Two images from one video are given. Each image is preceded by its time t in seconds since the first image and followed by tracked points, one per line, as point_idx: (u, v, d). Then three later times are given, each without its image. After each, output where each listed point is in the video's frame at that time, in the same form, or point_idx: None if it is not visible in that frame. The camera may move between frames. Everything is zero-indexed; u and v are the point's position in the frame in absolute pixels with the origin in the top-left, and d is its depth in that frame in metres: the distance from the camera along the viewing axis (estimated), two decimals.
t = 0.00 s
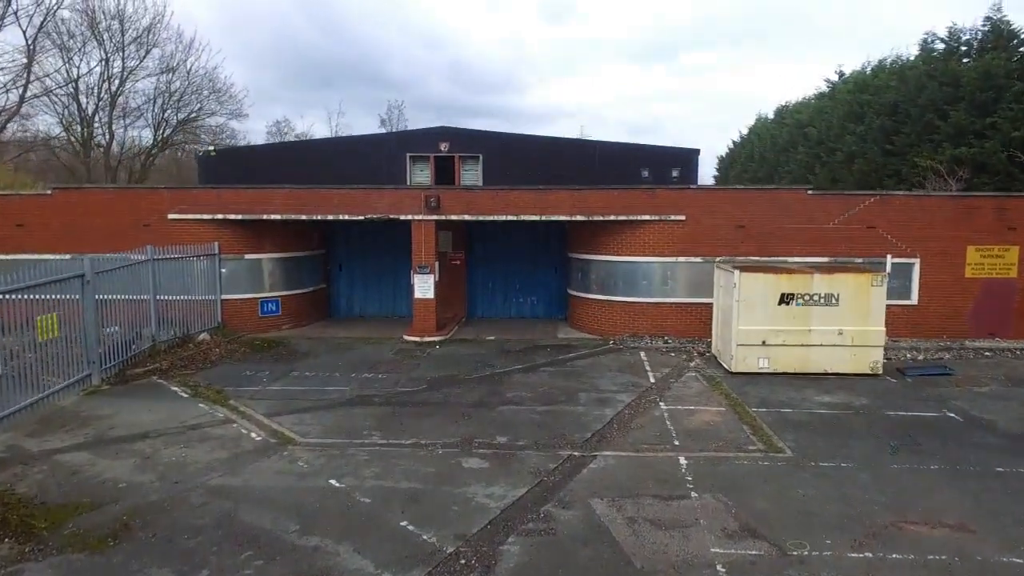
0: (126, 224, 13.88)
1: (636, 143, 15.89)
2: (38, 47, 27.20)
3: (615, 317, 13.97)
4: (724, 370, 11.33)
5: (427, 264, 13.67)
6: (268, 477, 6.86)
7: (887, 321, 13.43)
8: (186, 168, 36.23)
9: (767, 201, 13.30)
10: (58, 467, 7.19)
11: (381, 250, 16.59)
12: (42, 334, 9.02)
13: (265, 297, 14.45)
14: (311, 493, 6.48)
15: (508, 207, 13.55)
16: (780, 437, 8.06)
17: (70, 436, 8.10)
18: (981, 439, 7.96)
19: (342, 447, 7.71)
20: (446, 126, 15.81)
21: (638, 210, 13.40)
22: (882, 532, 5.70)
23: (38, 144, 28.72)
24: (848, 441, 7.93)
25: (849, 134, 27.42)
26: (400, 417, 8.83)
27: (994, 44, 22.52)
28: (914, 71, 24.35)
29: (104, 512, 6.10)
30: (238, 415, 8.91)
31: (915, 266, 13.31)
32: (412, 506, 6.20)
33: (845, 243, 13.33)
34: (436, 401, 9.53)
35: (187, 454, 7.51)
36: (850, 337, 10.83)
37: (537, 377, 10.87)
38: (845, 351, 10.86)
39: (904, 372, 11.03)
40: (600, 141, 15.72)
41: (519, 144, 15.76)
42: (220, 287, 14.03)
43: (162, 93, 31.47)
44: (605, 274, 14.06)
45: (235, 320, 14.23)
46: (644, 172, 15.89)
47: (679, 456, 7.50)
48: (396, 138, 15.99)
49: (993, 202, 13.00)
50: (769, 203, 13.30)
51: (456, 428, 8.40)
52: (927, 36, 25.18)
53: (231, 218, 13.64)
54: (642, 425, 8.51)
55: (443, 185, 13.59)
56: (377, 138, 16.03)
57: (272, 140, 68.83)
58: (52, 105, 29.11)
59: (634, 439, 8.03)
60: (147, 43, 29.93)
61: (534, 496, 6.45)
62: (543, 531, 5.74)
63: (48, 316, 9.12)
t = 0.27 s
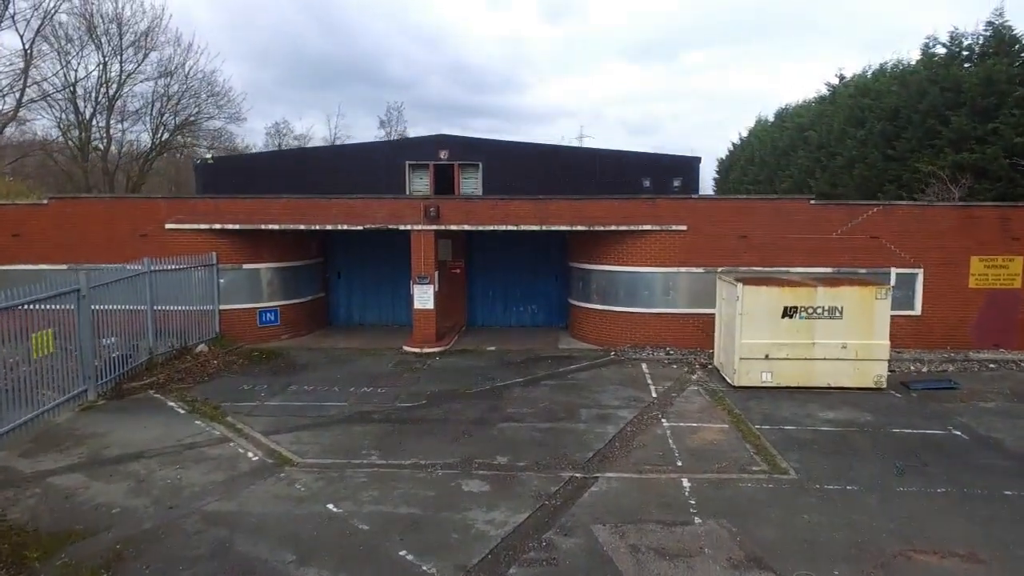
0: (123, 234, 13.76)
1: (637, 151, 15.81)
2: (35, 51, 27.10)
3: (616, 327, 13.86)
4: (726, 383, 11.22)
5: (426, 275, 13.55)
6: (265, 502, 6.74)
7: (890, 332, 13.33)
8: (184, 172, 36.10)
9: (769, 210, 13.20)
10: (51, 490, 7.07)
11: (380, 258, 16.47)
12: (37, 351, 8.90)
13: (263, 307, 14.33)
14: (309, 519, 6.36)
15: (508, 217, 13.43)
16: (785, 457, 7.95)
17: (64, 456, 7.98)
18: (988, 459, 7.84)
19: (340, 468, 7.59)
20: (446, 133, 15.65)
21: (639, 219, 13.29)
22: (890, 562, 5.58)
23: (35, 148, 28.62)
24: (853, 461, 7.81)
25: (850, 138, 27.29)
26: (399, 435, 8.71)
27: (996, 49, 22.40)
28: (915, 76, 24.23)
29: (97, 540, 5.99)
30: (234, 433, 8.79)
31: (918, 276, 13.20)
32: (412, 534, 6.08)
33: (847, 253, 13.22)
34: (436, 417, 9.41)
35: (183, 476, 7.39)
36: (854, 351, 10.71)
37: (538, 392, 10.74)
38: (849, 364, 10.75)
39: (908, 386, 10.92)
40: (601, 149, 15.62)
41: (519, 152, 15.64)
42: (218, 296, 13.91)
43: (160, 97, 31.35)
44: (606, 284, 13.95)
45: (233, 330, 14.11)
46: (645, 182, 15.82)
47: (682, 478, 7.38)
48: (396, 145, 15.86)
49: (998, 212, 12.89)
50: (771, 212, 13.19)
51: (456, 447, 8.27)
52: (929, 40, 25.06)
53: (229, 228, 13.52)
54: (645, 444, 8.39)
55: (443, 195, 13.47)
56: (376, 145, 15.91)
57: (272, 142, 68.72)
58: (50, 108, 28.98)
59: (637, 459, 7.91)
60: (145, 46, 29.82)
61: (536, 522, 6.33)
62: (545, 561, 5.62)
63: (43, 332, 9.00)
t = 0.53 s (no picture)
0: (119, 245, 13.62)
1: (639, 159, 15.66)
2: (33, 55, 27.00)
3: (618, 338, 13.73)
4: (729, 398, 11.09)
5: (426, 286, 13.43)
6: (262, 529, 6.61)
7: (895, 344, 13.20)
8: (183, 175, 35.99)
9: (772, 221, 13.06)
10: (43, 516, 6.94)
11: (380, 267, 16.34)
12: (30, 370, 8.77)
13: (261, 318, 14.20)
14: (306, 548, 6.23)
15: (509, 227, 13.30)
16: (791, 479, 7.82)
17: (58, 478, 7.85)
18: (998, 482, 7.71)
19: (338, 492, 7.46)
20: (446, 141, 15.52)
21: (641, 230, 13.15)
22: None
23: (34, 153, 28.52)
24: (860, 484, 7.68)
25: (852, 143, 27.15)
26: (398, 455, 8.58)
27: (999, 54, 22.26)
28: (917, 81, 24.08)
29: (89, 572, 5.86)
30: (231, 452, 8.65)
31: (923, 288, 13.07)
32: (412, 565, 5.95)
33: (852, 264, 13.09)
34: (436, 436, 9.27)
35: (179, 500, 7.27)
36: (859, 366, 10.57)
37: (539, 407, 10.61)
38: (854, 380, 10.61)
39: (914, 401, 10.79)
40: (602, 158, 15.47)
41: (520, 160, 15.51)
42: (215, 307, 13.79)
43: (158, 101, 31.24)
44: (607, 295, 13.82)
45: (231, 341, 13.98)
46: (647, 193, 15.67)
47: (686, 502, 7.26)
48: (395, 154, 15.73)
49: (1003, 223, 12.75)
50: (775, 223, 13.06)
51: (457, 469, 8.14)
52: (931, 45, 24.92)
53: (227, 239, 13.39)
54: (648, 466, 8.26)
55: (443, 205, 13.34)
56: (375, 153, 15.76)
57: (272, 143, 68.60)
58: (49, 113, 28.87)
59: (640, 482, 7.79)
60: (144, 50, 29.72)
61: (538, 552, 6.20)
62: None
63: (36, 350, 8.88)
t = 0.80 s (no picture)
0: (115, 258, 13.43)
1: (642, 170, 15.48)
2: (31, 60, 26.84)
3: (619, 353, 13.55)
4: (734, 417, 10.90)
5: (426, 300, 13.24)
6: (256, 565, 6.42)
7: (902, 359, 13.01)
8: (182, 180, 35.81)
9: (777, 234, 12.89)
10: (32, 549, 6.74)
11: (379, 278, 16.16)
12: (22, 393, 8.58)
13: (258, 331, 14.02)
14: None
15: (510, 241, 13.11)
16: (800, 508, 7.62)
17: (48, 507, 7.65)
18: (1013, 512, 7.52)
19: (335, 523, 7.27)
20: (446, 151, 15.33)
21: (644, 244, 12.97)
22: None
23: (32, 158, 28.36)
24: (871, 514, 7.49)
25: (855, 149, 26.93)
26: (397, 481, 8.38)
27: (1004, 60, 22.06)
28: (921, 87, 23.87)
29: None
30: (227, 478, 8.47)
31: (931, 302, 12.87)
32: None
33: (857, 278, 12.91)
34: (436, 460, 9.08)
35: (172, 532, 7.07)
36: (867, 385, 10.38)
37: (540, 427, 10.41)
38: (861, 399, 10.42)
39: (923, 420, 10.59)
40: (604, 170, 15.29)
41: (521, 171, 15.33)
42: (212, 321, 13.61)
43: (157, 106, 31.09)
44: (609, 308, 13.64)
45: (228, 356, 13.80)
46: (650, 207, 15.45)
47: (693, 534, 7.07)
48: (395, 164, 15.54)
49: (1012, 237, 12.55)
50: (779, 237, 12.89)
51: (457, 496, 7.95)
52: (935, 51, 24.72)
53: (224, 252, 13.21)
54: (653, 493, 8.07)
55: (443, 218, 13.16)
56: (375, 164, 15.56)
57: (272, 146, 68.43)
58: (47, 118, 28.72)
59: (645, 511, 7.60)
60: (142, 55, 29.57)
61: None
62: None
63: (26, 374, 8.65)
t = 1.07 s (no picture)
0: (110, 269, 13.25)
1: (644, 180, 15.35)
2: (27, 64, 26.66)
3: (622, 366, 13.39)
4: (738, 434, 10.73)
5: (426, 312, 13.07)
6: None
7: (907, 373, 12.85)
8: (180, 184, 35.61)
9: (781, 246, 12.72)
10: None
11: (378, 288, 15.97)
12: (13, 415, 8.38)
13: (256, 343, 13.84)
14: None
15: (511, 252, 12.94)
16: (807, 535, 7.45)
17: (38, 534, 7.47)
18: None
19: (331, 551, 7.09)
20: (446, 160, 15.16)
21: (647, 256, 12.81)
22: None
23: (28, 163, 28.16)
24: (880, 541, 7.31)
25: (857, 154, 26.75)
26: (395, 504, 8.20)
27: (1007, 66, 21.88)
28: (924, 92, 23.69)
29: None
30: (221, 501, 8.28)
31: (937, 315, 12.71)
32: None
33: (862, 290, 12.75)
34: (435, 481, 8.90)
35: (164, 561, 6.90)
36: (874, 403, 10.21)
37: (542, 445, 10.24)
38: (868, 417, 10.26)
39: (930, 438, 10.42)
40: (606, 179, 15.15)
41: (522, 179, 15.17)
42: (209, 333, 13.44)
43: (154, 110, 30.91)
44: (611, 321, 13.48)
45: (224, 368, 13.62)
46: (651, 218, 15.32)
47: (699, 563, 6.90)
48: (394, 173, 15.37)
49: (1019, 249, 12.39)
50: (784, 249, 12.73)
51: (457, 521, 7.77)
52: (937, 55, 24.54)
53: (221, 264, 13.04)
54: (657, 517, 7.89)
55: (442, 229, 12.99)
56: (374, 172, 15.38)
57: (270, 148, 68.20)
58: (43, 122, 28.53)
59: (649, 537, 7.42)
60: (139, 59, 29.40)
61: None
62: None
63: (18, 394, 8.43)
